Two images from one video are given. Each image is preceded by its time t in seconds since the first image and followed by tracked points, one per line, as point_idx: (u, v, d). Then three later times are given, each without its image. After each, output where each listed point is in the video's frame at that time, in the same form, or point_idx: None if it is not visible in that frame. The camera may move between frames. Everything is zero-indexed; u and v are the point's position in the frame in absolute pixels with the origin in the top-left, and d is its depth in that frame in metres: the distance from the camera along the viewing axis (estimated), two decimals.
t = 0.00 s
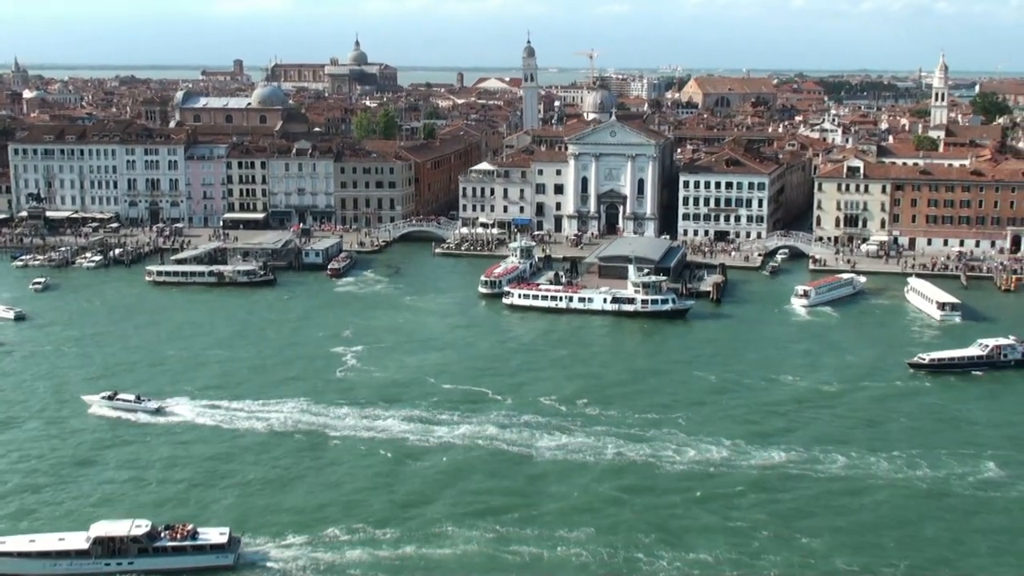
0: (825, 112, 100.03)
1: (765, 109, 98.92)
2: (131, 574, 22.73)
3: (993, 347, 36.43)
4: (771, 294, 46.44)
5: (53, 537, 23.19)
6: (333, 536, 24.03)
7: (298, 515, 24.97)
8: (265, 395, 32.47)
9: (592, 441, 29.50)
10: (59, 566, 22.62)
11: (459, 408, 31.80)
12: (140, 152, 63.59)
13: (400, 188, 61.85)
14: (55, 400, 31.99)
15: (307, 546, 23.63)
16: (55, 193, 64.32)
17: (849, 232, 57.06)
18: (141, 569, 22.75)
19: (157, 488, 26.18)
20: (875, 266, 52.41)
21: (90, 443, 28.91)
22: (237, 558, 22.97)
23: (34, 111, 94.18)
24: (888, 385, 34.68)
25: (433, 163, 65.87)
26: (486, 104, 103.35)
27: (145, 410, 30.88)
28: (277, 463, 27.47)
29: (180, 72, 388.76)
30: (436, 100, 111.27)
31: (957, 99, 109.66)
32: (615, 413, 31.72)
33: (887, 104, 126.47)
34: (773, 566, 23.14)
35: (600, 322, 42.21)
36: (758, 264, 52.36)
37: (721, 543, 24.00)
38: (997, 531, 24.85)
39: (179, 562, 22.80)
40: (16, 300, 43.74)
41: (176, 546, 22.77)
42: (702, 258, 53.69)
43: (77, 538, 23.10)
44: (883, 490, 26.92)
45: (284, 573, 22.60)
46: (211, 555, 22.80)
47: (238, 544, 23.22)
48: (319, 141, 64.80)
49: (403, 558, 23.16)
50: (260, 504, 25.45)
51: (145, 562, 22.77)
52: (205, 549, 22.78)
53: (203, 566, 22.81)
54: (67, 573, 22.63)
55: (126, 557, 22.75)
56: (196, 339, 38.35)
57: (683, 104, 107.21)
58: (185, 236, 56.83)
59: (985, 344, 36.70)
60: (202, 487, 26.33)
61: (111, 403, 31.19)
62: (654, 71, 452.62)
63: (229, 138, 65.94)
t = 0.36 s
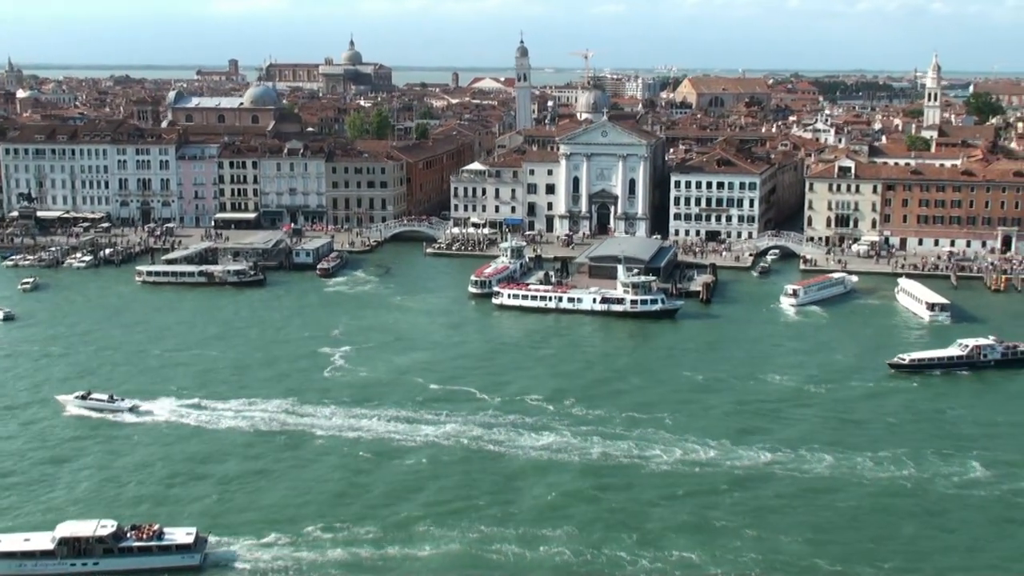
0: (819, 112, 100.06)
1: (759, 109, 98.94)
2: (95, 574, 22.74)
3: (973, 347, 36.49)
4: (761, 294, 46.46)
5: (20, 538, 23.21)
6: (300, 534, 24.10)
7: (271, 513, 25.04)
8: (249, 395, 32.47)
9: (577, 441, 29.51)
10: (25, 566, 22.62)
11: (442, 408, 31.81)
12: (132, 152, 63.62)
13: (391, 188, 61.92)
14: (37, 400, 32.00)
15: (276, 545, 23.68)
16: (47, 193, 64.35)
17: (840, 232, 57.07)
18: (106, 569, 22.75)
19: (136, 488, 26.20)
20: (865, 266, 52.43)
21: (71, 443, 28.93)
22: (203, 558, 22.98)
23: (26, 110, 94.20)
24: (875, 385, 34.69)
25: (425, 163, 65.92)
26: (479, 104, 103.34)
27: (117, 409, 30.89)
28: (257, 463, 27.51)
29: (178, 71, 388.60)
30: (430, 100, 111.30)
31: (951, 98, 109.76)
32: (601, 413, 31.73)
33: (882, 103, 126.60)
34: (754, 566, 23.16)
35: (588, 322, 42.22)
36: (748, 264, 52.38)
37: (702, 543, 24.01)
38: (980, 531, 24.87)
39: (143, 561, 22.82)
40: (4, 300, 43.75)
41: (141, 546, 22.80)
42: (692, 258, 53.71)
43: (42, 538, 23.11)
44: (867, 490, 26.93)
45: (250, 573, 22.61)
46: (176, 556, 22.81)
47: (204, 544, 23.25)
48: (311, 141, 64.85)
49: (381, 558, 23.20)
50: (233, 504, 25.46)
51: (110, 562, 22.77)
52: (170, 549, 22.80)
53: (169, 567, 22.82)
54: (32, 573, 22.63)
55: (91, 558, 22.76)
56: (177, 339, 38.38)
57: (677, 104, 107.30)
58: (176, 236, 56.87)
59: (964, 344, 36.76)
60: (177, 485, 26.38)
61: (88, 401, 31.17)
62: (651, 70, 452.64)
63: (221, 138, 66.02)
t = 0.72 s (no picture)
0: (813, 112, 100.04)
1: (753, 109, 98.86)
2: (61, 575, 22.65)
3: (952, 348, 36.45)
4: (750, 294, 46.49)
5: None
6: (262, 536, 23.98)
7: (245, 513, 24.99)
8: (234, 395, 32.49)
9: (564, 441, 29.55)
10: None
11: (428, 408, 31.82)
12: (122, 152, 63.61)
13: (383, 188, 61.91)
14: (21, 399, 31.99)
15: (245, 544, 23.63)
16: (37, 193, 64.30)
17: (830, 232, 57.18)
18: (72, 569, 22.66)
19: (119, 487, 26.20)
20: (855, 266, 52.51)
21: (54, 441, 28.93)
22: (170, 558, 22.91)
23: (20, 110, 93.99)
24: (862, 385, 34.74)
25: (417, 163, 65.89)
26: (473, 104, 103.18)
27: (91, 409, 30.85)
28: (240, 462, 27.49)
29: (170, 70, 387.80)
30: (424, 100, 111.16)
31: (945, 99, 109.75)
32: (587, 413, 31.76)
33: (876, 103, 126.61)
34: (734, 565, 23.17)
35: (578, 322, 42.24)
36: (739, 264, 52.42)
37: (683, 541, 24.08)
38: (964, 530, 24.93)
39: (107, 561, 22.74)
40: None
41: (108, 546, 22.71)
42: (683, 258, 53.77)
43: (8, 538, 23.02)
44: (851, 490, 26.99)
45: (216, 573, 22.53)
46: (143, 555, 22.74)
47: (170, 544, 23.17)
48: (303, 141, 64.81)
49: (360, 557, 23.19)
50: (213, 503, 25.46)
51: (76, 562, 22.68)
52: (137, 549, 22.73)
53: (135, 567, 22.74)
54: None
55: (57, 558, 22.67)
56: (160, 338, 38.35)
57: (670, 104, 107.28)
58: (166, 236, 56.82)
59: (943, 344, 36.73)
60: (148, 485, 26.32)
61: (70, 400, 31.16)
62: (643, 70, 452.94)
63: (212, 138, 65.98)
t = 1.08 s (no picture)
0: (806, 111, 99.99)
1: (747, 108, 98.82)
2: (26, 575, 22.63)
3: (932, 348, 36.40)
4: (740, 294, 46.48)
5: None
6: (236, 537, 23.95)
7: (227, 513, 25.00)
8: (221, 395, 32.49)
9: (549, 441, 29.55)
10: None
11: (414, 408, 31.82)
12: (114, 151, 63.63)
13: (375, 189, 61.94)
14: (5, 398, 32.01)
15: (221, 545, 23.61)
16: (28, 193, 64.28)
17: (822, 232, 57.21)
18: (38, 569, 22.65)
19: (100, 487, 26.21)
20: (847, 266, 52.53)
21: (36, 441, 28.94)
22: (136, 558, 22.90)
23: (13, 109, 93.93)
24: (851, 385, 34.73)
25: (409, 163, 65.92)
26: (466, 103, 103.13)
27: (67, 409, 30.89)
28: (223, 462, 27.49)
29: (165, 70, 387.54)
30: (418, 100, 111.14)
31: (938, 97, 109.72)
32: (574, 414, 31.73)
33: (871, 104, 126.56)
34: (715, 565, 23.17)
35: (567, 321, 42.26)
36: (730, 264, 52.45)
37: (666, 542, 24.08)
38: (948, 531, 24.93)
39: (74, 562, 22.70)
40: None
41: (74, 546, 22.68)
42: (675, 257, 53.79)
43: None
44: (837, 490, 26.99)
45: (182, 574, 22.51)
46: (108, 556, 22.71)
47: (136, 544, 23.13)
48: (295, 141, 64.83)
49: (339, 557, 23.19)
50: (194, 504, 25.45)
51: (42, 562, 22.68)
52: (102, 549, 22.69)
53: (101, 567, 22.71)
54: None
55: (22, 558, 22.67)
56: (147, 338, 38.36)
57: (664, 103, 107.26)
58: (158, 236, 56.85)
59: (923, 344, 36.66)
60: (127, 485, 26.33)
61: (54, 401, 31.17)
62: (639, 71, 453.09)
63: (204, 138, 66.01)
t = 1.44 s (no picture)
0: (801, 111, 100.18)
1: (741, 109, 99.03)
2: None
3: (910, 351, 36.37)
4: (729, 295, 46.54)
5: None
6: (214, 537, 23.99)
7: (207, 514, 25.02)
8: (207, 395, 32.56)
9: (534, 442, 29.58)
10: None
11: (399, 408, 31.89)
12: (105, 153, 63.70)
13: (367, 190, 61.97)
14: None
15: (201, 547, 23.62)
16: (20, 194, 64.34)
17: (814, 233, 57.28)
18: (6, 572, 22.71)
19: (82, 488, 26.24)
20: (837, 267, 52.59)
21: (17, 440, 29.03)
22: (103, 560, 22.84)
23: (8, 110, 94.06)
24: (837, 386, 34.78)
25: (402, 164, 65.94)
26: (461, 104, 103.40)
27: (39, 409, 30.91)
28: (205, 463, 27.54)
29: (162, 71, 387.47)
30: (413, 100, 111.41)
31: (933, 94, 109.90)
32: (560, 413, 31.76)
33: (866, 106, 126.75)
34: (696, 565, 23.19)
35: (557, 322, 42.32)
36: (721, 265, 52.47)
37: (648, 542, 24.09)
38: (931, 532, 24.96)
39: (41, 564, 22.70)
40: None
41: (39, 549, 22.65)
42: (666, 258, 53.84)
43: None
44: (819, 489, 27.03)
45: None
46: (74, 558, 22.68)
47: (103, 547, 23.06)
48: (287, 143, 64.89)
49: (318, 558, 23.23)
50: (175, 505, 25.47)
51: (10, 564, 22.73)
52: (68, 552, 22.65)
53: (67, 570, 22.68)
54: None
55: None
56: (133, 339, 38.44)
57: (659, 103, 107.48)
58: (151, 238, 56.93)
59: (902, 347, 36.66)
60: (106, 486, 26.39)
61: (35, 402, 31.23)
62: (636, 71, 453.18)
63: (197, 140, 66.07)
